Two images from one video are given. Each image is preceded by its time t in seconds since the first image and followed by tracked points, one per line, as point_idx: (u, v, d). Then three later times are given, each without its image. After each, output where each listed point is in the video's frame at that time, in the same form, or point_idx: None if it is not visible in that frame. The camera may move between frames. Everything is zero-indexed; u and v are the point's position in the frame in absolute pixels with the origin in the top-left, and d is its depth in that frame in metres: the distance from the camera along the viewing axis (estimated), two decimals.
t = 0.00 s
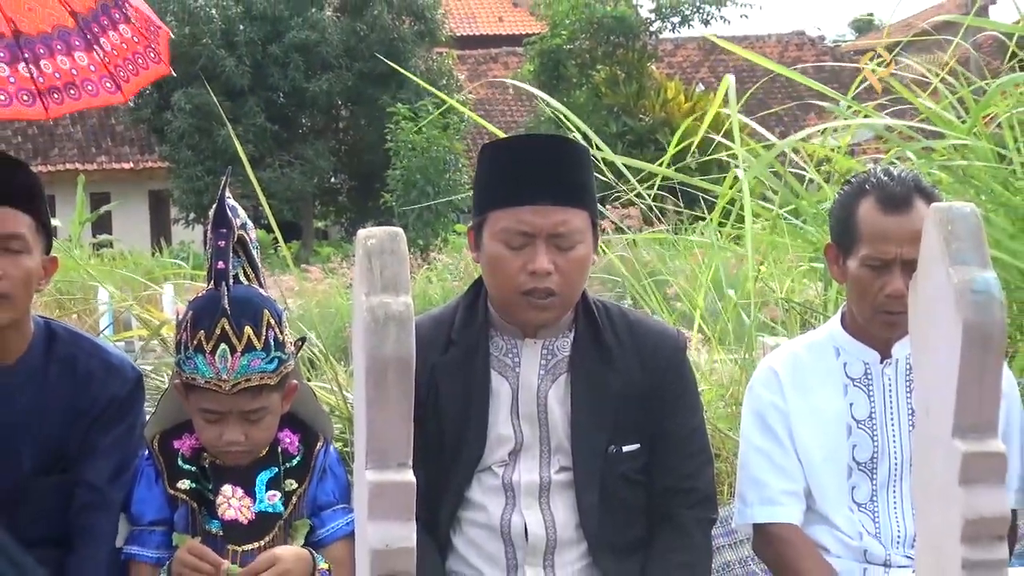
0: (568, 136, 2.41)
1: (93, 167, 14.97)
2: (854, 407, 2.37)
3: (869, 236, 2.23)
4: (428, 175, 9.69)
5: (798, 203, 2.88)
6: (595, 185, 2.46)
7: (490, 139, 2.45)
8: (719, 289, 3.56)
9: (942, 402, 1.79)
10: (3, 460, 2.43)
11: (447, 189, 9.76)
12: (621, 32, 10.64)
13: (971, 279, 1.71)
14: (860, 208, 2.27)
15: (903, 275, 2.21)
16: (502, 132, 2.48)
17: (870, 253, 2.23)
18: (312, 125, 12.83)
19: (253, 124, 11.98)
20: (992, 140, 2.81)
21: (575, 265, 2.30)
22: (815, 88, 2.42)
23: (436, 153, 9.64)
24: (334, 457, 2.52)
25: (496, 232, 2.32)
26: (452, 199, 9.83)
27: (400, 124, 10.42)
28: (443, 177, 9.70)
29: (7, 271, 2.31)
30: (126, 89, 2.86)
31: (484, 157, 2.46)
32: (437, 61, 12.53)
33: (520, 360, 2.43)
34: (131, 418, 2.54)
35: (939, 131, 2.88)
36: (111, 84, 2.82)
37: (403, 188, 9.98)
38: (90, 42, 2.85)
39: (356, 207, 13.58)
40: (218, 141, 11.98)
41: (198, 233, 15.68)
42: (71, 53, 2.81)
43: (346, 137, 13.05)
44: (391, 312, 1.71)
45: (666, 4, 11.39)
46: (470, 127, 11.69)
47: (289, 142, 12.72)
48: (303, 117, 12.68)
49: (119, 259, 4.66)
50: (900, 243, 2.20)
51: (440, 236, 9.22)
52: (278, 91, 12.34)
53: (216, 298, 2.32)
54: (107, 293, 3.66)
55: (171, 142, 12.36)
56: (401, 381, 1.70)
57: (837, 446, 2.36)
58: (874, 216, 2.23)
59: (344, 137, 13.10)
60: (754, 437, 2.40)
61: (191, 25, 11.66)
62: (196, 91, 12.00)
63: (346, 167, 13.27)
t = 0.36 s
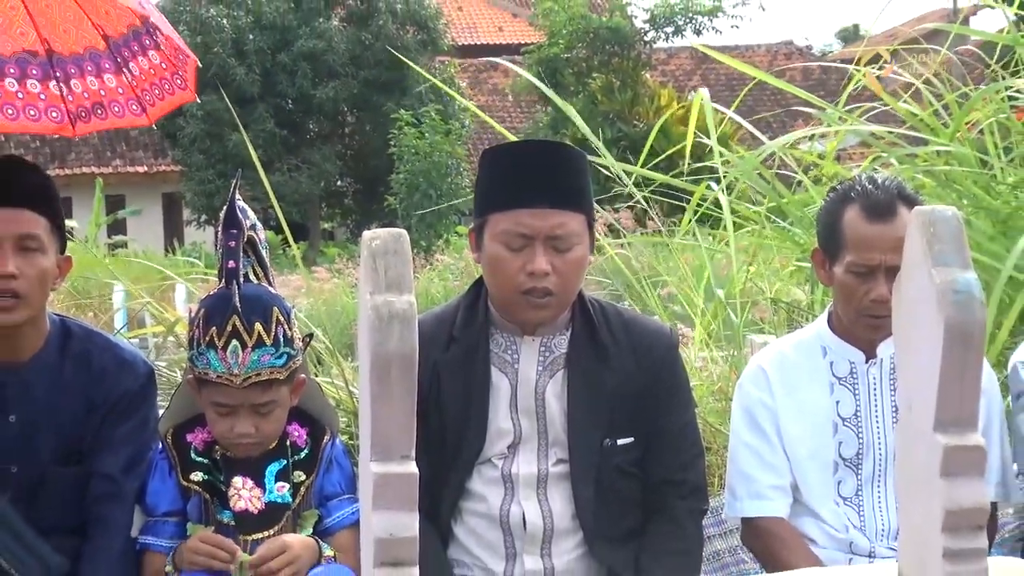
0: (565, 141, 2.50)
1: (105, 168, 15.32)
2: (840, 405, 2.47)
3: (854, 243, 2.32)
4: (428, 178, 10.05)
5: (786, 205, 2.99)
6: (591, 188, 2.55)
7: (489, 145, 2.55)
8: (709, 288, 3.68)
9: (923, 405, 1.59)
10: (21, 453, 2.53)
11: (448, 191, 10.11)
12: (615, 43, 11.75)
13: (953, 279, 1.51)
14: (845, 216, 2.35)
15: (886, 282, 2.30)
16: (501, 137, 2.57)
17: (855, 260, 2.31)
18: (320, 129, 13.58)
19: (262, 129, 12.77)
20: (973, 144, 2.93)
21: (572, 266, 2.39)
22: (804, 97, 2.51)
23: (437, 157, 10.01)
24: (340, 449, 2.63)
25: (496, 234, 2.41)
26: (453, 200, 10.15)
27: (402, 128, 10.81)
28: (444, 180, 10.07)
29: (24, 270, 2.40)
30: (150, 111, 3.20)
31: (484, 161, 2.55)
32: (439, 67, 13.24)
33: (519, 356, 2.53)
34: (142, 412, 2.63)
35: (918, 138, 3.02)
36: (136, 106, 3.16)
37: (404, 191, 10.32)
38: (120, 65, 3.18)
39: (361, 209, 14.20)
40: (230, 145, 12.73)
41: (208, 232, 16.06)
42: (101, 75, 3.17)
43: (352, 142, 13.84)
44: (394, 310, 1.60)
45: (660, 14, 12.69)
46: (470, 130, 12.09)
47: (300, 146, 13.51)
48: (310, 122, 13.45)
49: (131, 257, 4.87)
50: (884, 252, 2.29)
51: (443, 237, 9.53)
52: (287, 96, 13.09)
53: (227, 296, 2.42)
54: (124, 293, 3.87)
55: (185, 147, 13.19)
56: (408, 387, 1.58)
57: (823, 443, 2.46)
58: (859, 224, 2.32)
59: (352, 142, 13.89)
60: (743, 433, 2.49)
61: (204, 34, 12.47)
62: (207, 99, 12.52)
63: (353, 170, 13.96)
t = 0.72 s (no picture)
0: (563, 146, 2.60)
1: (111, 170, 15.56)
2: (825, 405, 2.57)
3: (840, 277, 2.40)
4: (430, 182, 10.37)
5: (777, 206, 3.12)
6: (588, 190, 2.65)
7: (490, 149, 2.65)
8: (700, 287, 3.83)
9: (906, 397, 1.65)
10: (38, 448, 2.63)
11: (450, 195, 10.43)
12: (611, 52, 12.25)
13: (936, 279, 1.56)
14: (829, 246, 2.42)
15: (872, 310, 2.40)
16: (500, 142, 2.67)
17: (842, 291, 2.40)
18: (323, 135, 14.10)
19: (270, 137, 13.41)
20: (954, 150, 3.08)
21: (570, 266, 2.49)
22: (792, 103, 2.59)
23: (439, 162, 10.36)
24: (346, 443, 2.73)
25: (497, 235, 2.51)
26: (454, 204, 10.45)
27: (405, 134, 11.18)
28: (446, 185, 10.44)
29: (44, 271, 2.51)
30: (161, 110, 3.30)
31: (485, 165, 2.65)
32: (437, 76, 13.95)
33: (518, 352, 2.62)
34: (155, 406, 2.73)
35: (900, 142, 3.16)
36: (148, 105, 3.27)
37: (407, 194, 10.63)
38: (131, 66, 3.28)
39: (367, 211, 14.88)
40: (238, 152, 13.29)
41: (217, 235, 16.42)
42: (112, 75, 3.25)
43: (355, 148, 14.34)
44: (396, 308, 1.56)
45: (653, 23, 13.57)
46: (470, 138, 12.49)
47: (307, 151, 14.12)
48: (316, 128, 14.03)
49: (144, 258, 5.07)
50: (869, 285, 2.37)
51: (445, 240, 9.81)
52: (295, 105, 13.72)
53: (242, 294, 2.52)
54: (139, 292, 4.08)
55: (195, 151, 13.65)
56: (411, 389, 1.55)
57: (809, 441, 2.55)
58: (844, 257, 2.39)
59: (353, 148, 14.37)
60: (732, 433, 2.59)
61: (214, 44, 12.94)
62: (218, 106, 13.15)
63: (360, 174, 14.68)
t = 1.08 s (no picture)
0: (561, 151, 2.70)
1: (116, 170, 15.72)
2: (811, 400, 2.67)
3: (827, 281, 2.49)
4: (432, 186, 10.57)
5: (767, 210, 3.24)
6: (584, 194, 2.75)
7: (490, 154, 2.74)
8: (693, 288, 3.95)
9: (891, 394, 1.72)
10: (55, 442, 2.74)
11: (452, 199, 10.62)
12: (607, 60, 12.34)
13: (919, 279, 1.64)
14: (815, 252, 2.51)
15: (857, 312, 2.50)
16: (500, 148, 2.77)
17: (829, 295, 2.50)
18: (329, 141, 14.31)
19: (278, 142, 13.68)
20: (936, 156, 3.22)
21: (567, 267, 2.59)
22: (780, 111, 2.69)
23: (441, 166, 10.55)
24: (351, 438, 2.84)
25: (497, 237, 2.61)
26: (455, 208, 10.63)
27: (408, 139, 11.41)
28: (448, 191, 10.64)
29: (62, 272, 2.61)
30: (169, 113, 3.40)
31: (485, 169, 2.75)
32: (439, 87, 14.44)
33: (517, 349, 2.72)
34: (168, 403, 2.84)
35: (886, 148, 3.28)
36: (156, 108, 3.36)
37: (409, 198, 10.82)
38: (139, 70, 3.34)
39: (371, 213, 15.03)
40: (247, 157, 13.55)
41: (221, 236, 16.64)
42: (121, 80, 3.34)
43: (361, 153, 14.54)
44: (400, 307, 1.63)
45: (646, 33, 13.72)
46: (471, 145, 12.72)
47: (312, 156, 14.30)
48: (322, 134, 14.23)
49: (158, 256, 5.25)
50: (854, 289, 2.47)
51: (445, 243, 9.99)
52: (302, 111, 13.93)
53: (253, 293, 2.62)
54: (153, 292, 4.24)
55: (206, 156, 13.94)
56: (414, 383, 1.63)
57: (796, 436, 2.66)
58: (829, 263, 2.48)
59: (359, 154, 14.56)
60: (722, 429, 2.69)
61: (224, 53, 13.20)
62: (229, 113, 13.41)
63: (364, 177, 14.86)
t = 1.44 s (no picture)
0: (558, 154, 2.80)
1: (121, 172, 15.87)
2: (800, 383, 2.77)
3: (815, 250, 2.60)
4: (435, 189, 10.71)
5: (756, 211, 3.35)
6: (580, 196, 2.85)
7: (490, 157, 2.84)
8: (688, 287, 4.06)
9: (879, 387, 1.79)
10: (71, 435, 2.84)
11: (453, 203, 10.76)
12: (602, 67, 12.51)
13: (904, 278, 1.72)
14: (805, 225, 2.63)
15: (844, 282, 2.59)
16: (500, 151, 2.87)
17: (818, 264, 2.60)
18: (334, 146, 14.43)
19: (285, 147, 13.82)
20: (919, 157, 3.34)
21: (562, 267, 2.69)
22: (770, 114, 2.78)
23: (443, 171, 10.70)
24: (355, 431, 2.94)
25: (496, 238, 2.71)
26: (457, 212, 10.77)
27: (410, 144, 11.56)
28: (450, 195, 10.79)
29: (76, 271, 2.71)
30: (178, 121, 3.47)
31: (485, 172, 2.85)
32: (441, 93, 14.62)
33: (515, 345, 2.82)
34: (178, 398, 2.95)
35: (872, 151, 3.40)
36: (165, 118, 3.44)
37: (411, 201, 10.96)
38: (149, 80, 3.42)
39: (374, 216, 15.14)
40: (256, 162, 13.70)
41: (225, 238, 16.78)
42: (132, 91, 3.43)
43: (365, 157, 14.67)
44: (403, 305, 1.72)
45: (640, 41, 13.90)
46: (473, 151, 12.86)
47: (318, 160, 14.41)
48: (328, 140, 14.34)
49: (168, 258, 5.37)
50: (843, 257, 2.57)
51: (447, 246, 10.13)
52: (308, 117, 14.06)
53: (255, 294, 2.73)
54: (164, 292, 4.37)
55: (216, 162, 14.13)
56: (414, 376, 1.71)
57: (785, 417, 2.76)
58: (819, 232, 2.59)
59: (364, 159, 14.68)
60: (715, 411, 2.78)
61: (233, 62, 13.38)
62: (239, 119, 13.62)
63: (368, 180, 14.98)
